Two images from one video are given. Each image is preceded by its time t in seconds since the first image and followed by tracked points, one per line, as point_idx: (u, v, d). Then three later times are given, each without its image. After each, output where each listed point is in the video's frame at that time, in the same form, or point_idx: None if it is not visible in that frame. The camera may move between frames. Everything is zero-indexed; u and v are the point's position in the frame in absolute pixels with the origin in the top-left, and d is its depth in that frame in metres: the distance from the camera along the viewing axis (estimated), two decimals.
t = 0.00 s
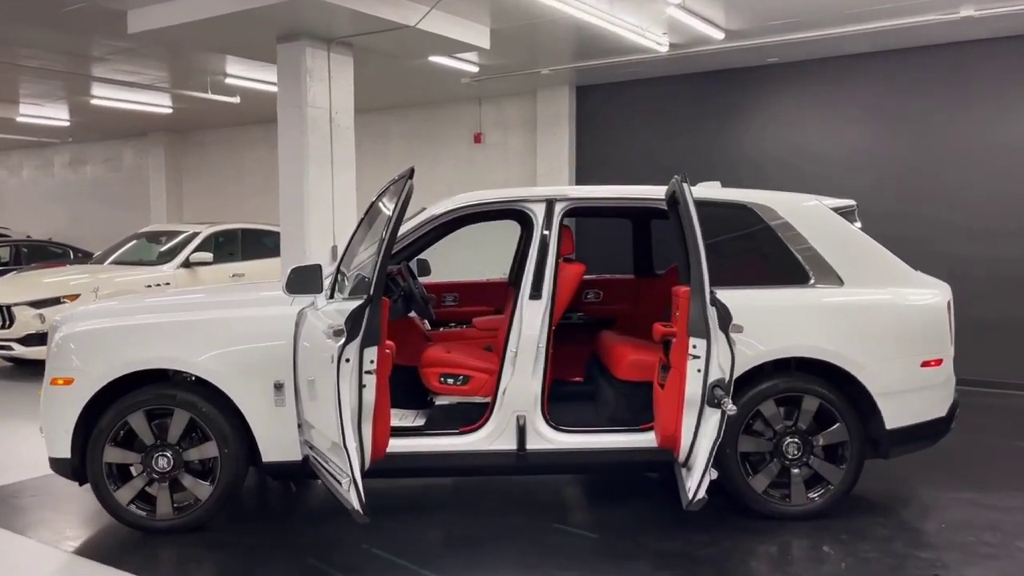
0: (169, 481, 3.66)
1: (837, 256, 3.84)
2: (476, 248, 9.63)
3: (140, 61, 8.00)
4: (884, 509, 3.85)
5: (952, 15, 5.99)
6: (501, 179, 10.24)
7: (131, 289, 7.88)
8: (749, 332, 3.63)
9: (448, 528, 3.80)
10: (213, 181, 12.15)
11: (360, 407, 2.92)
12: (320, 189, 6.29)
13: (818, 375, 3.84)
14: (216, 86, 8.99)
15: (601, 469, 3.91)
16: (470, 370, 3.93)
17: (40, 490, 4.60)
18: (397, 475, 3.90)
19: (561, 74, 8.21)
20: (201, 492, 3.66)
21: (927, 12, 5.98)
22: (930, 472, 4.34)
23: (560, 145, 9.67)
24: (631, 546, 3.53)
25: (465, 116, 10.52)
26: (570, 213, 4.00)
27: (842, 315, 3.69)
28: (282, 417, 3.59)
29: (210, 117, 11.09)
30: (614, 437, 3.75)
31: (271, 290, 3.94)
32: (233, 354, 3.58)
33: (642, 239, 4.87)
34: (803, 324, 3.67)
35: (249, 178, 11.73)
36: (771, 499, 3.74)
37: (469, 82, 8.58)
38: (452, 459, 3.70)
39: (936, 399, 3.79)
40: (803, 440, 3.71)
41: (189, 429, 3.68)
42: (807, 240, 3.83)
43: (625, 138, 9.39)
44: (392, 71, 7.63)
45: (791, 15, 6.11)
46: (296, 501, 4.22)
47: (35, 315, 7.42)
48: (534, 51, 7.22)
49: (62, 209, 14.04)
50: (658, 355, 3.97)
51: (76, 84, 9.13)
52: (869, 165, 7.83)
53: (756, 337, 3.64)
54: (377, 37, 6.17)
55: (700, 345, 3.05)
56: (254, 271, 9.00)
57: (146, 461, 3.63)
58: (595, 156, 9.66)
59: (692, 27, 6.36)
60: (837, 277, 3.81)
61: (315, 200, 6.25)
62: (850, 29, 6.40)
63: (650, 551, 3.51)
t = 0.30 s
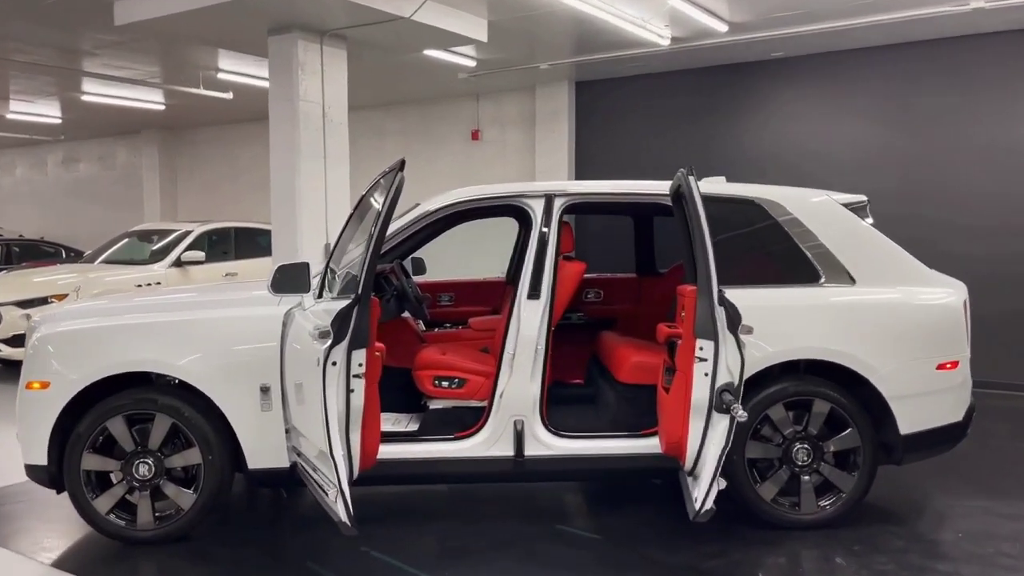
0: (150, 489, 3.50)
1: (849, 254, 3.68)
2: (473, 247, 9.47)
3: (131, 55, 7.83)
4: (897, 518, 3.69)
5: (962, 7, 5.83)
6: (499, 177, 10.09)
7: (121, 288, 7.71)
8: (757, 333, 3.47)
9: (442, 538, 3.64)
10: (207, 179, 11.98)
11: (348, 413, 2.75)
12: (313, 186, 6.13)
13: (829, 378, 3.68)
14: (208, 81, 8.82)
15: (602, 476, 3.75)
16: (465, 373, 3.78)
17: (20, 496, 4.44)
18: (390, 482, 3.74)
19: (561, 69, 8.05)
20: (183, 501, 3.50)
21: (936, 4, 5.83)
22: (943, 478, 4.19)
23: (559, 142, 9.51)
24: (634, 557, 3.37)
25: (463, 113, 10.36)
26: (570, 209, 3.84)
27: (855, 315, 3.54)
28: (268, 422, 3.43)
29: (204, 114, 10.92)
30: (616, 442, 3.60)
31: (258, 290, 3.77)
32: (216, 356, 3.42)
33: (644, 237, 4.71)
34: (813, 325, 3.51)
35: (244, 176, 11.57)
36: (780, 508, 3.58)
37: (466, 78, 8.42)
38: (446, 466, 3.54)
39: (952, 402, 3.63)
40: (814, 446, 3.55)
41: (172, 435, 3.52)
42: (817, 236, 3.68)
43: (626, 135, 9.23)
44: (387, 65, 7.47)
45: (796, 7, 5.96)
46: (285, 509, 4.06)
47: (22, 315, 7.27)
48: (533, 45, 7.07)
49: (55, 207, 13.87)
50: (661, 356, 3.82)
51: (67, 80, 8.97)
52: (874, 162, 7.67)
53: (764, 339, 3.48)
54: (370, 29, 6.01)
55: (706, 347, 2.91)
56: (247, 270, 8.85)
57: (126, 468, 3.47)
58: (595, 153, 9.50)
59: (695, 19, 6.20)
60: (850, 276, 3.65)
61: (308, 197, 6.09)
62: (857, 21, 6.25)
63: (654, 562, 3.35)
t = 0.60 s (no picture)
0: (126, 499, 3.33)
1: (861, 251, 3.51)
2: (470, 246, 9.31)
3: (120, 49, 7.67)
4: (909, 528, 3.53)
5: None
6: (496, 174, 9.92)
7: (109, 288, 7.54)
8: (765, 334, 3.30)
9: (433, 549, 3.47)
10: (201, 177, 11.81)
11: (330, 420, 2.58)
12: (303, 182, 5.96)
13: (838, 381, 3.51)
14: (199, 77, 8.66)
15: (602, 485, 3.58)
16: (458, 376, 3.60)
17: None
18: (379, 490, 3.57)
19: (559, 63, 7.89)
20: (161, 512, 3.33)
21: None
22: (957, 485, 4.02)
23: (557, 138, 9.35)
24: (635, 570, 3.21)
25: (460, 109, 10.19)
26: (568, 205, 3.66)
27: (865, 315, 3.37)
28: (249, 428, 3.26)
29: (198, 111, 10.76)
30: (615, 449, 3.43)
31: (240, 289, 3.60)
32: (194, 359, 3.25)
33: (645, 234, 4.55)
34: (824, 326, 3.34)
35: (238, 174, 11.40)
36: (787, 518, 3.42)
37: (462, 73, 8.27)
38: (437, 473, 3.38)
39: (969, 407, 3.46)
40: (823, 453, 3.38)
41: (149, 441, 3.35)
42: (826, 233, 3.51)
43: (626, 130, 9.06)
44: (382, 59, 7.30)
45: None
46: (271, 518, 3.89)
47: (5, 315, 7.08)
48: (532, 39, 6.90)
49: (48, 205, 13.70)
50: (662, 358, 3.65)
51: (56, 75, 8.80)
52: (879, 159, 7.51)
53: (771, 340, 3.31)
54: (362, 21, 5.84)
55: (712, 350, 2.75)
56: (239, 269, 8.70)
57: (100, 477, 3.31)
58: (594, 150, 9.33)
59: (697, 11, 6.04)
60: (861, 275, 3.48)
61: (298, 194, 5.93)
62: (862, 13, 6.08)
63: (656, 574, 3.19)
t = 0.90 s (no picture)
0: (97, 513, 3.17)
1: (871, 253, 3.34)
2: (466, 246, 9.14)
3: (107, 44, 7.49)
4: (921, 544, 3.36)
5: None
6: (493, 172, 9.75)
7: (96, 289, 7.37)
8: (771, 342, 3.14)
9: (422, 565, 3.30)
10: (193, 176, 11.62)
11: (307, 434, 2.41)
12: (292, 180, 5.79)
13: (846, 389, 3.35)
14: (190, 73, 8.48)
15: (599, 498, 3.41)
16: (448, 384, 3.44)
17: None
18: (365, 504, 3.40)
19: (557, 59, 7.71)
20: (134, 527, 3.16)
21: None
22: (969, 497, 3.86)
23: (555, 136, 9.18)
24: None
25: (456, 106, 10.02)
26: (563, 204, 3.49)
27: (876, 320, 3.20)
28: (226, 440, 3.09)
29: (189, 108, 10.58)
30: (612, 461, 3.26)
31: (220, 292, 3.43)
32: (169, 366, 3.07)
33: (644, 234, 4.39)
34: (832, 332, 3.17)
35: (231, 172, 11.22)
36: (794, 534, 3.25)
37: (458, 69, 8.09)
38: (426, 487, 3.21)
39: (984, 417, 3.30)
40: (832, 465, 3.22)
41: (122, 453, 3.18)
42: (834, 233, 3.34)
43: (625, 127, 8.90)
44: (375, 54, 7.13)
45: None
46: (254, 532, 3.72)
47: None
48: (528, 34, 6.73)
49: (39, 205, 13.51)
50: (662, 365, 3.47)
51: (44, 72, 8.61)
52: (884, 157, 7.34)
53: (778, 348, 3.14)
54: (352, 14, 5.67)
55: (715, 359, 2.60)
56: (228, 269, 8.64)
57: (70, 491, 3.14)
58: (592, 148, 9.16)
59: (699, 4, 5.87)
60: (872, 278, 3.31)
61: (286, 192, 5.75)
62: (868, 6, 5.91)
63: None
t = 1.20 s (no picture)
0: (69, 523, 3.02)
1: (885, 249, 3.17)
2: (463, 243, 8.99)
3: (95, 37, 7.33)
4: (935, 554, 3.21)
5: None
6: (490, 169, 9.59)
7: (84, 288, 7.21)
8: (781, 344, 2.98)
9: None
10: (186, 173, 11.46)
11: (284, 444, 2.25)
12: (281, 174, 5.63)
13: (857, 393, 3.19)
14: (182, 67, 8.33)
15: (598, 507, 3.25)
16: (439, 387, 3.28)
17: None
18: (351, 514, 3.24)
19: (556, 53, 7.56)
20: (107, 538, 3.01)
21: None
22: (983, 505, 3.70)
23: (553, 132, 9.02)
24: None
25: (453, 101, 9.87)
26: (559, 198, 3.31)
27: (889, 320, 3.04)
28: (204, 446, 2.94)
29: (182, 104, 10.41)
30: (611, 467, 3.10)
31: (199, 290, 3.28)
32: (144, 369, 2.92)
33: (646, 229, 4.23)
34: (842, 333, 3.01)
35: (225, 169, 11.06)
36: (802, 545, 3.09)
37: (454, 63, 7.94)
38: (415, 495, 3.05)
39: (1003, 421, 3.14)
40: (842, 472, 3.07)
41: (95, 460, 3.03)
42: (843, 228, 3.18)
43: (626, 122, 8.78)
44: (370, 46, 6.97)
45: None
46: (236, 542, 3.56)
47: None
48: (525, 26, 6.58)
49: (32, 203, 13.36)
50: (664, 367, 3.31)
51: (34, 66, 8.46)
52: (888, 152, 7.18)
53: (786, 351, 2.99)
54: (343, 5, 5.51)
55: (721, 363, 2.45)
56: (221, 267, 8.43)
57: (41, 499, 3.01)
58: (591, 144, 9.01)
59: None
60: (884, 276, 3.15)
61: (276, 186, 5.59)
62: None
63: None
